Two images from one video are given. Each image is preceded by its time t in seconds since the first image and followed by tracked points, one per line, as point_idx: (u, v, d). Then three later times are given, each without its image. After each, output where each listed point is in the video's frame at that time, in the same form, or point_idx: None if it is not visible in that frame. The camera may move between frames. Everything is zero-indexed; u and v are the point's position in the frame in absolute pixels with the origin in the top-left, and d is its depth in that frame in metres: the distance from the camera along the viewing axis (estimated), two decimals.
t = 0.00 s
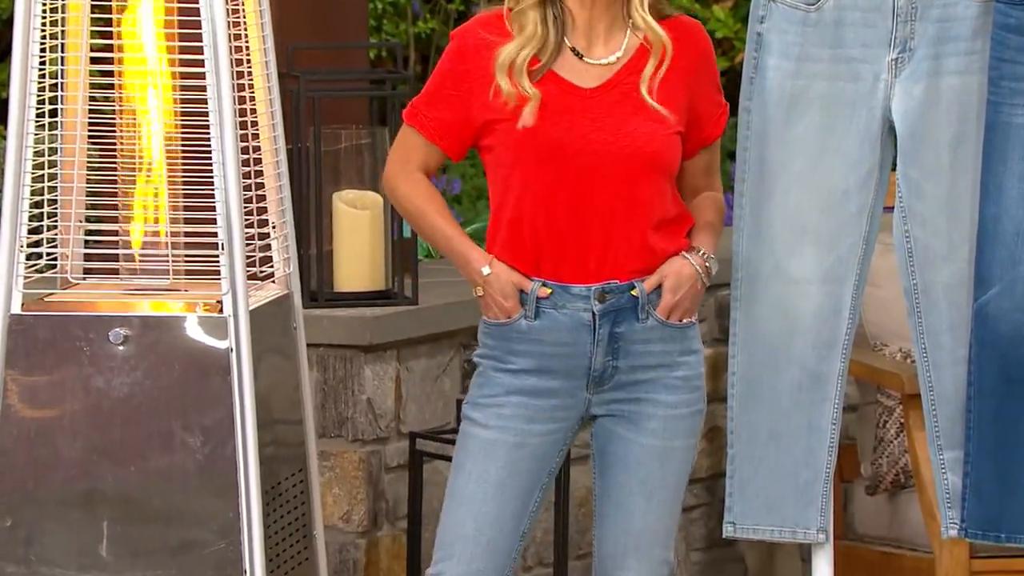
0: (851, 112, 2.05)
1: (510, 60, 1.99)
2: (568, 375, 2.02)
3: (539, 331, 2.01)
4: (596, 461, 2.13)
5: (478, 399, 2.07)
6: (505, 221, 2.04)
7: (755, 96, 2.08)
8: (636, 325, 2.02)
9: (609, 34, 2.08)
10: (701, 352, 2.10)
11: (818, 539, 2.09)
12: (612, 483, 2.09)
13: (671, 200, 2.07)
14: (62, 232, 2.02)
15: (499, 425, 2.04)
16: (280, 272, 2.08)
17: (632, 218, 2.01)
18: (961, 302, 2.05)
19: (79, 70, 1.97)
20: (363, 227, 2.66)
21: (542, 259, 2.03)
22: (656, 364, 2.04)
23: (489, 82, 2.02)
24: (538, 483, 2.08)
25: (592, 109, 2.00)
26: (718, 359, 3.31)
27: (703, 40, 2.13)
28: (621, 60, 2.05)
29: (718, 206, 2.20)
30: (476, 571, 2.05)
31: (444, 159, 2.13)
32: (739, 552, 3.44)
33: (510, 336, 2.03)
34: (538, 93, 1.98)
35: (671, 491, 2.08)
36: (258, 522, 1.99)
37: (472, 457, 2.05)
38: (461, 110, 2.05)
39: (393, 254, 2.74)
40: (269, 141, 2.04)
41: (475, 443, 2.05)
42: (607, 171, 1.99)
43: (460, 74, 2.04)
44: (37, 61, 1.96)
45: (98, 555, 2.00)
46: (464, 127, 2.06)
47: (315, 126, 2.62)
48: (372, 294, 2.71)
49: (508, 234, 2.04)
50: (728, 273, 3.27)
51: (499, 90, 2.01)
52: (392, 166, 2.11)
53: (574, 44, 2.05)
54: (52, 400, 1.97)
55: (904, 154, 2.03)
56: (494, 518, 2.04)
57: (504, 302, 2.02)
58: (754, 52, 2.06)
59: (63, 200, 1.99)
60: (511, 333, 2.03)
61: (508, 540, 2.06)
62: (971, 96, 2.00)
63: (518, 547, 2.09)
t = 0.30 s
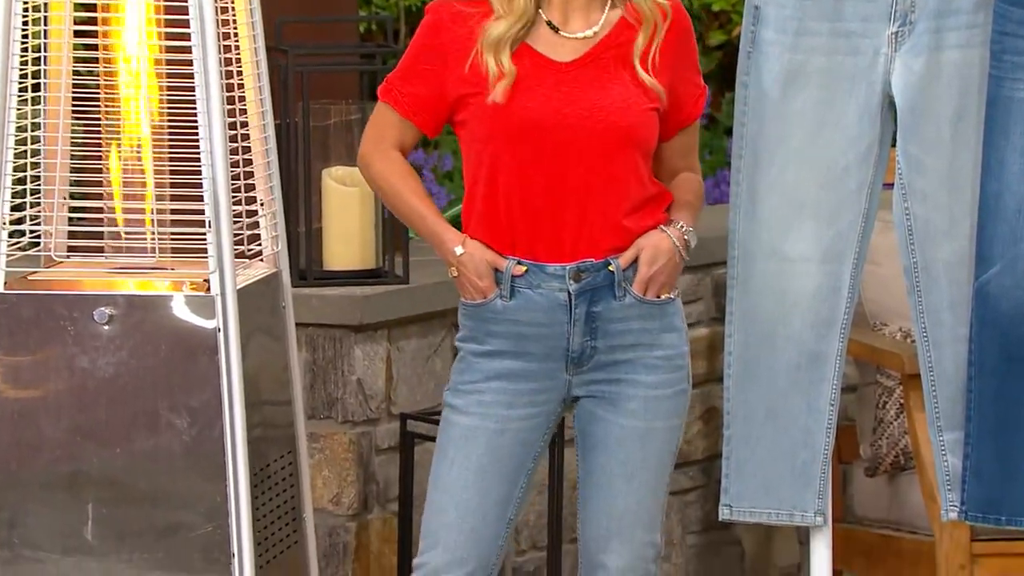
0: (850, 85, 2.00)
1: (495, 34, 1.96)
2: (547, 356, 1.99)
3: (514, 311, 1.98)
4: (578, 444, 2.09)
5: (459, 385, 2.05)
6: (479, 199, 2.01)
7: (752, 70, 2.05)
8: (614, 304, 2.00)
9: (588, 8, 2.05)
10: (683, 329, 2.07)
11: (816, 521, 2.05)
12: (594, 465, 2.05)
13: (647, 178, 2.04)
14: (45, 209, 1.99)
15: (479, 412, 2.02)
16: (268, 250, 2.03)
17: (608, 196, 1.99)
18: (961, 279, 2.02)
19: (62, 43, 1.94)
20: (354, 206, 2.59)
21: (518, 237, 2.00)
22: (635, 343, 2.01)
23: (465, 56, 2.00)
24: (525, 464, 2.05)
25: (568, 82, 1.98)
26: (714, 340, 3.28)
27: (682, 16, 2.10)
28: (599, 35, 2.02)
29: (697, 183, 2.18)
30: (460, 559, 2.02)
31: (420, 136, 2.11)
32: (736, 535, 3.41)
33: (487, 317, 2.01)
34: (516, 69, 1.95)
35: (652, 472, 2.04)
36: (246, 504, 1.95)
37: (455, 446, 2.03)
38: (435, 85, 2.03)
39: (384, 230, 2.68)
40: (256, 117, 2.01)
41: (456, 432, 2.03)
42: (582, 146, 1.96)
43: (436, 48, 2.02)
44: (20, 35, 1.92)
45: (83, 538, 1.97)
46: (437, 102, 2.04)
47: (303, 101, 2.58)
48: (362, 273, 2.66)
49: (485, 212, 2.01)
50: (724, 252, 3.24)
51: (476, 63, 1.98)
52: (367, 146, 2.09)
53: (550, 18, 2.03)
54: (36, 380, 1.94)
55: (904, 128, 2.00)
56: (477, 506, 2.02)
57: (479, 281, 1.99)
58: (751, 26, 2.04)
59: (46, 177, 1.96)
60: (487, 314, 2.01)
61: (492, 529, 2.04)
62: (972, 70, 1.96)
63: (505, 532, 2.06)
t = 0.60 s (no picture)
0: (850, 62, 1.95)
1: (466, 10, 1.93)
2: (535, 339, 1.96)
3: (501, 295, 1.95)
4: (568, 428, 2.05)
5: (444, 369, 2.01)
6: (462, 180, 1.97)
7: (751, 45, 1.98)
8: (602, 284, 1.96)
9: None
10: (673, 309, 2.04)
11: (816, 506, 2.00)
12: (584, 448, 2.01)
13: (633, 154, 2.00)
14: (30, 187, 1.95)
15: (467, 395, 1.98)
16: (257, 229, 2.00)
17: (593, 173, 1.95)
18: (964, 259, 1.97)
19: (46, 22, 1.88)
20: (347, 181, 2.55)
21: (502, 219, 1.96)
22: (624, 324, 1.97)
23: (441, 34, 1.97)
24: (516, 447, 2.01)
25: (547, 58, 1.94)
26: (712, 321, 3.23)
27: None
28: (578, 8, 1.97)
29: (683, 156, 2.14)
30: (448, 545, 1.99)
31: (399, 118, 2.07)
32: (735, 519, 3.37)
33: (473, 301, 1.97)
34: (490, 44, 1.93)
35: (645, 455, 2.00)
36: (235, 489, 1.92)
37: (441, 430, 1.99)
38: (412, 65, 2.00)
39: (372, 208, 2.64)
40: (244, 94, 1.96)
41: (442, 415, 1.99)
42: (563, 123, 1.92)
43: (411, 26, 1.99)
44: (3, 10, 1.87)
45: (68, 523, 1.93)
46: (415, 82, 2.01)
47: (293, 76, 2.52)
48: (352, 253, 2.61)
49: (468, 194, 1.97)
50: (723, 231, 3.19)
51: (453, 41, 1.95)
52: (344, 131, 2.05)
53: None
54: (21, 361, 1.90)
55: (907, 106, 1.94)
56: (466, 491, 1.98)
57: (464, 265, 1.95)
58: None
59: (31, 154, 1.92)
60: (473, 298, 1.97)
61: (481, 514, 2.00)
62: (976, 46, 1.91)
63: (495, 518, 2.03)
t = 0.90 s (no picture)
0: (854, 40, 1.91)
1: None
2: (535, 323, 1.92)
3: (501, 279, 1.91)
4: (568, 412, 2.01)
5: (442, 354, 1.97)
6: (459, 164, 1.93)
7: (754, 22, 1.94)
8: (604, 266, 1.92)
9: None
10: (675, 291, 2.00)
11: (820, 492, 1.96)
12: (584, 433, 1.97)
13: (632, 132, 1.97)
14: (17, 166, 1.91)
15: (464, 380, 1.94)
16: (249, 209, 1.96)
17: (591, 153, 1.91)
18: (970, 240, 1.93)
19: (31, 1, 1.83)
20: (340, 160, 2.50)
21: (501, 202, 1.92)
22: (626, 307, 1.93)
23: (432, 14, 1.92)
24: (515, 433, 1.97)
25: (541, 36, 1.89)
26: (713, 303, 3.19)
27: None
28: None
29: (682, 133, 2.10)
30: (444, 532, 1.95)
31: (391, 101, 2.02)
32: (737, 505, 3.33)
33: (471, 286, 1.93)
34: (483, 24, 1.88)
35: (646, 439, 1.97)
36: (228, 475, 1.87)
37: (438, 415, 1.95)
38: (403, 47, 1.95)
39: (366, 190, 2.59)
40: (236, 71, 1.92)
41: (439, 400, 1.96)
42: (560, 102, 1.88)
43: (401, 6, 1.94)
44: None
45: (57, 509, 1.90)
46: (407, 65, 1.96)
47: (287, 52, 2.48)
48: (346, 235, 2.55)
49: (466, 177, 1.93)
50: (724, 211, 3.15)
51: (444, 22, 1.91)
52: (335, 114, 2.00)
53: None
54: (9, 343, 1.87)
55: (913, 84, 1.90)
56: (463, 477, 1.94)
57: (462, 249, 1.91)
58: None
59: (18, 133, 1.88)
60: (471, 283, 1.93)
61: (478, 500, 1.96)
62: (983, 23, 1.87)
63: (493, 504, 1.99)
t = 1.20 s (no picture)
0: (859, 19, 1.87)
1: None
2: (541, 307, 1.89)
3: (506, 263, 1.87)
4: (572, 397, 1.98)
5: (444, 338, 1.94)
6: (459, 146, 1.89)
7: None
8: (611, 248, 1.89)
9: None
10: (681, 273, 1.97)
11: (825, 477, 1.92)
12: (589, 418, 1.94)
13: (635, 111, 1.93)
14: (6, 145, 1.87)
15: (467, 364, 1.90)
16: (243, 190, 1.92)
17: (595, 133, 1.87)
18: (979, 220, 1.90)
19: None
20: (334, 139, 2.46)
21: (505, 185, 1.88)
22: (633, 289, 1.91)
23: None
24: (519, 418, 1.94)
25: (541, 14, 1.85)
26: (716, 285, 3.16)
27: None
28: None
29: (682, 109, 2.07)
30: (445, 519, 1.91)
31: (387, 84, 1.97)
32: (739, 491, 3.30)
33: (476, 270, 1.89)
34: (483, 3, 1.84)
35: (652, 424, 1.93)
36: (222, 461, 1.84)
37: (440, 400, 1.91)
38: (400, 28, 1.90)
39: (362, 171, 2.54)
40: (230, 49, 1.89)
41: (440, 384, 1.92)
42: (563, 81, 1.84)
43: None
44: None
45: (48, 496, 1.86)
46: (405, 46, 1.90)
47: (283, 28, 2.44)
48: (341, 216, 2.52)
49: (467, 159, 1.89)
50: (728, 192, 3.11)
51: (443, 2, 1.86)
52: (331, 97, 1.95)
53: None
54: None
55: (919, 62, 1.86)
56: (466, 463, 1.90)
57: (466, 233, 1.88)
58: None
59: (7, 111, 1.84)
60: (476, 267, 1.89)
61: (480, 486, 1.92)
62: None
63: (494, 490, 1.95)
